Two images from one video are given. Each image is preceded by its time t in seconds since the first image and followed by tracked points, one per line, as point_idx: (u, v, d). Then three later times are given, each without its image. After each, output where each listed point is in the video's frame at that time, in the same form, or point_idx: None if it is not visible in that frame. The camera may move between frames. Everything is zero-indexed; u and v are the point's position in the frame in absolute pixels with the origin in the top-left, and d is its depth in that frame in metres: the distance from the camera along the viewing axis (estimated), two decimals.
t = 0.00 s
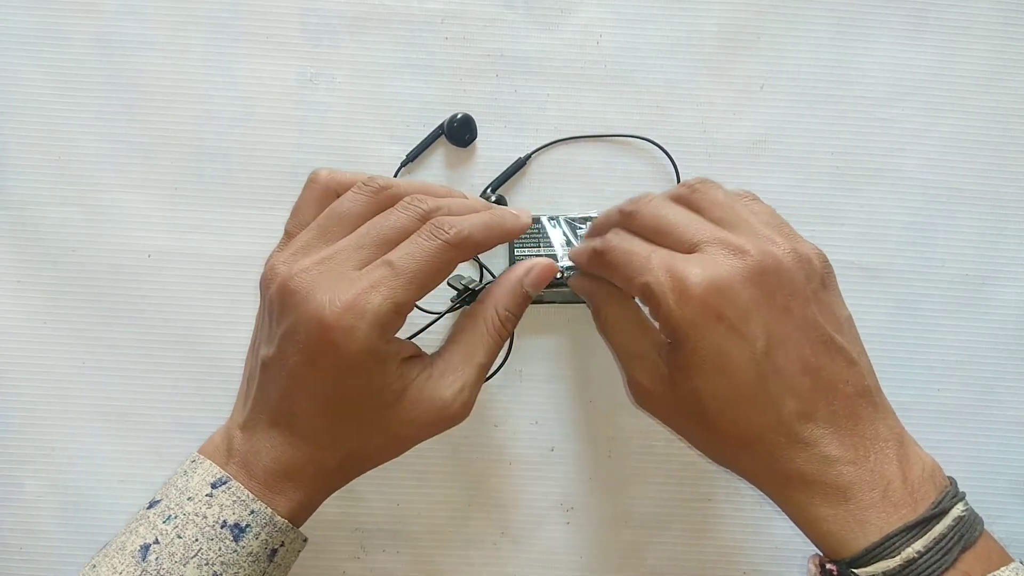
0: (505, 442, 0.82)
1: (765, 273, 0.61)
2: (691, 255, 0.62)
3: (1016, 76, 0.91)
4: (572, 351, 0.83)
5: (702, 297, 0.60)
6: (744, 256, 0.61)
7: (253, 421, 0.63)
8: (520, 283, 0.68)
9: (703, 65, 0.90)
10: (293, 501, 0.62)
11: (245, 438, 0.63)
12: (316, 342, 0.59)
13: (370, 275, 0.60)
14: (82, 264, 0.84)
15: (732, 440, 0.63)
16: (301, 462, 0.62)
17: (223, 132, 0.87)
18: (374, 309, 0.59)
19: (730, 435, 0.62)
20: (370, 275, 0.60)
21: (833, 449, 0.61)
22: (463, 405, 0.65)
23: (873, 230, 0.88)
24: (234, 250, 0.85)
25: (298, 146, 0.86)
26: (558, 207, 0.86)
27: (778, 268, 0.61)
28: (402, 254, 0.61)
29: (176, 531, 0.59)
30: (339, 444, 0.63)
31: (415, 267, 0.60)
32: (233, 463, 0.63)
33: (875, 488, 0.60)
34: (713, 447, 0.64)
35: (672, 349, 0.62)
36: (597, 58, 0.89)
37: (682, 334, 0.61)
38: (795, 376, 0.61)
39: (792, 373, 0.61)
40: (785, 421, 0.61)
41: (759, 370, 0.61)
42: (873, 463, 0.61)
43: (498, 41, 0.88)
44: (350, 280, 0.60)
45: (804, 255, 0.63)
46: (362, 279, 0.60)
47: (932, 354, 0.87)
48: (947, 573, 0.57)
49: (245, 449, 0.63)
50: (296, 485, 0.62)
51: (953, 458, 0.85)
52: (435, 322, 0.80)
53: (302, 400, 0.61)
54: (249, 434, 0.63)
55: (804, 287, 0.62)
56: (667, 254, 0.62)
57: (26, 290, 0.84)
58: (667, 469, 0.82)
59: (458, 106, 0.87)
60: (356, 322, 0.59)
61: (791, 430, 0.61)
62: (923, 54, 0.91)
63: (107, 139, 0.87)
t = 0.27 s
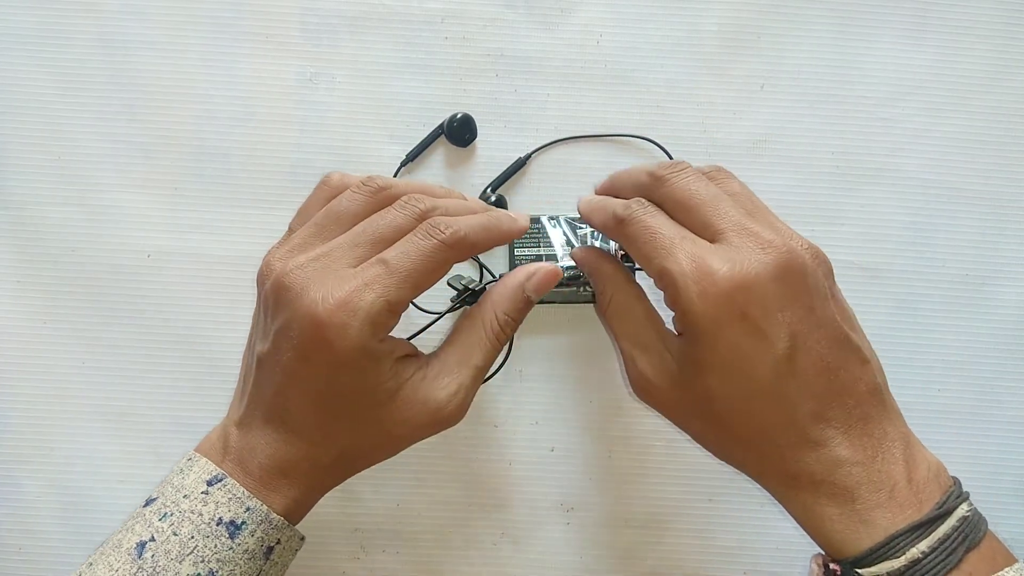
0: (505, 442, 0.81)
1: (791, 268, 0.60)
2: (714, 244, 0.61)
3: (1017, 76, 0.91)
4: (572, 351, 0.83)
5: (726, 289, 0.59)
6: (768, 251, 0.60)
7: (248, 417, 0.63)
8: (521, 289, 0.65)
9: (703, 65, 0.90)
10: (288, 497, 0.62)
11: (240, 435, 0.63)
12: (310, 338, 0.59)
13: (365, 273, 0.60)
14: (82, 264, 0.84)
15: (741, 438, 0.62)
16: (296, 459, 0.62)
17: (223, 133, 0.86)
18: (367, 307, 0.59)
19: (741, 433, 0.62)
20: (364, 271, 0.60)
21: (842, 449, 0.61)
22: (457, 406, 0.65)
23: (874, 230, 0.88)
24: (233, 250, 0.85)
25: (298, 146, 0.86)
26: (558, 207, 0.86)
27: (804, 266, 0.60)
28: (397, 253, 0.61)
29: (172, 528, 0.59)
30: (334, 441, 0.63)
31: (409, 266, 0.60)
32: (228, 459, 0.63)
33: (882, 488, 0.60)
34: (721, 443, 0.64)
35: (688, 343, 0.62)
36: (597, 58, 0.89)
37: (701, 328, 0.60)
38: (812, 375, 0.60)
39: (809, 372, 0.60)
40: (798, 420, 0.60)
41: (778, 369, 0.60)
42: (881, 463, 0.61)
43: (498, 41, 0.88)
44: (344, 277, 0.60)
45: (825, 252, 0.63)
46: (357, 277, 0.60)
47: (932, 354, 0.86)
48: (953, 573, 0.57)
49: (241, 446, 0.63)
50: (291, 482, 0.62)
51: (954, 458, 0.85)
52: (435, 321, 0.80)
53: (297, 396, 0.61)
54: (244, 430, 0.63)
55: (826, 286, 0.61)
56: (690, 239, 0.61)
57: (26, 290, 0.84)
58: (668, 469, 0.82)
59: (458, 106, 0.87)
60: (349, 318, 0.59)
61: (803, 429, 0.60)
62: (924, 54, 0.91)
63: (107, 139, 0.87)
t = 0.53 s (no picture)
0: (505, 442, 0.82)
1: (811, 286, 0.57)
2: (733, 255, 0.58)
3: (1016, 76, 0.91)
4: (572, 351, 0.83)
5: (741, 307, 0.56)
6: (788, 267, 0.57)
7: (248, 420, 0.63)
8: (532, 311, 0.62)
9: (703, 65, 0.90)
10: (287, 501, 0.63)
11: (239, 437, 0.64)
12: (308, 342, 0.59)
13: (361, 277, 0.60)
14: (82, 264, 0.84)
15: (742, 450, 0.62)
16: (294, 463, 0.62)
17: (222, 133, 0.86)
18: (364, 311, 0.59)
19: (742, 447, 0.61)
20: (359, 275, 0.60)
21: (844, 463, 0.61)
22: (455, 421, 0.63)
23: (873, 230, 0.88)
24: (233, 250, 0.85)
25: (298, 146, 0.86)
26: (558, 207, 0.86)
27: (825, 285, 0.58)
28: (394, 257, 0.60)
29: (173, 529, 0.59)
30: (332, 446, 0.63)
31: (405, 268, 0.60)
32: (228, 461, 0.63)
33: (880, 499, 0.60)
34: (721, 455, 0.63)
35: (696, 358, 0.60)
36: (597, 58, 0.89)
37: (712, 347, 0.58)
38: (822, 394, 0.59)
39: (820, 390, 0.59)
40: (802, 435, 0.60)
41: (789, 388, 0.58)
42: (880, 475, 0.61)
43: (498, 41, 0.88)
44: (341, 281, 0.60)
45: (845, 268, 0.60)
46: (353, 281, 0.60)
47: (932, 354, 0.87)
48: None
49: (240, 448, 0.63)
50: (289, 486, 0.62)
51: (954, 458, 0.85)
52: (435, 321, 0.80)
53: (295, 401, 0.61)
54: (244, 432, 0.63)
55: (843, 304, 0.60)
56: (709, 249, 0.58)
57: (26, 290, 0.84)
58: (668, 470, 0.82)
59: (458, 106, 0.87)
60: (345, 324, 0.59)
61: (807, 444, 0.60)
62: (923, 54, 0.91)
63: (107, 139, 0.87)
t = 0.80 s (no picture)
0: (505, 442, 0.81)
1: (817, 260, 0.59)
2: (741, 227, 0.60)
3: (1016, 76, 0.91)
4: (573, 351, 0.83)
5: (748, 278, 0.58)
6: (795, 240, 0.59)
7: (252, 416, 0.64)
8: (539, 338, 0.61)
9: (703, 65, 0.90)
10: (290, 497, 0.63)
11: (242, 434, 0.64)
12: (320, 331, 0.60)
13: (370, 262, 0.61)
14: (82, 264, 0.84)
15: (745, 430, 0.61)
16: (299, 458, 0.62)
17: (222, 133, 0.86)
18: (376, 296, 0.60)
19: (745, 426, 0.61)
20: (369, 260, 0.61)
21: (846, 449, 0.61)
22: (456, 419, 0.64)
23: (873, 230, 0.88)
24: (233, 250, 0.85)
25: (298, 146, 0.86)
26: (558, 207, 0.86)
27: (828, 261, 0.60)
28: (399, 237, 0.61)
29: (174, 528, 0.59)
30: (336, 442, 0.63)
31: (413, 248, 0.61)
32: (230, 459, 0.63)
33: (883, 488, 0.60)
34: (723, 436, 0.63)
35: (703, 330, 0.60)
36: (597, 58, 0.89)
37: (719, 313, 0.59)
38: (826, 369, 0.60)
39: (823, 367, 0.60)
40: (805, 416, 0.60)
41: (793, 364, 0.59)
42: (882, 464, 0.61)
43: (498, 41, 0.88)
44: (350, 268, 0.61)
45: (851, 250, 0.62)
46: (362, 267, 0.61)
47: (932, 354, 0.87)
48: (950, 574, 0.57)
49: (243, 444, 0.63)
50: (293, 481, 0.62)
51: (955, 458, 0.85)
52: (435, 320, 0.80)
53: (303, 394, 0.61)
54: (249, 428, 0.64)
55: (847, 284, 0.61)
56: (719, 220, 0.60)
57: (26, 290, 0.84)
58: (668, 469, 0.82)
59: (458, 106, 0.87)
60: (360, 309, 0.60)
61: (810, 427, 0.60)
62: (923, 54, 0.91)
63: (106, 139, 0.87)
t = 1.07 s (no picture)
0: (505, 442, 0.82)
1: (796, 262, 0.60)
2: (722, 232, 0.61)
3: (1017, 76, 0.91)
4: (573, 351, 0.83)
5: (729, 277, 0.59)
6: (774, 242, 0.60)
7: (249, 414, 0.64)
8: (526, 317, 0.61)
9: (703, 65, 0.90)
10: (288, 495, 0.62)
11: (240, 432, 0.64)
12: (317, 328, 0.60)
13: (366, 257, 0.61)
14: (81, 264, 0.84)
15: (735, 430, 0.62)
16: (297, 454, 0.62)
17: (222, 133, 0.86)
18: (373, 291, 0.60)
19: (735, 426, 0.62)
20: (365, 257, 0.61)
21: (839, 447, 0.61)
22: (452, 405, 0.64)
23: (873, 230, 0.88)
24: (233, 250, 0.85)
25: (299, 146, 0.86)
26: (558, 207, 0.86)
27: (809, 262, 0.61)
28: (395, 233, 0.61)
29: (172, 525, 0.59)
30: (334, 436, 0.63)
31: (408, 244, 0.61)
32: (228, 456, 0.63)
33: (878, 487, 0.60)
34: (716, 438, 0.64)
35: (689, 333, 0.61)
36: (597, 58, 0.89)
37: (702, 314, 0.60)
38: (812, 368, 0.61)
39: (810, 366, 0.61)
40: (794, 415, 0.61)
41: (779, 363, 0.60)
42: (876, 462, 0.61)
43: (498, 41, 0.88)
44: (346, 263, 0.61)
45: (833, 251, 0.63)
46: (358, 262, 0.61)
47: (932, 354, 0.87)
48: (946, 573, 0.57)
49: (241, 443, 0.63)
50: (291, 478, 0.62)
51: (955, 459, 0.85)
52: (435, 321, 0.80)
53: (300, 389, 0.61)
54: (247, 426, 0.64)
55: (828, 284, 0.62)
56: (700, 224, 0.61)
57: (26, 290, 0.84)
58: (668, 469, 0.82)
59: (458, 106, 0.87)
60: (357, 304, 0.60)
61: (800, 425, 0.61)
62: (924, 54, 0.91)
63: (106, 139, 0.87)
